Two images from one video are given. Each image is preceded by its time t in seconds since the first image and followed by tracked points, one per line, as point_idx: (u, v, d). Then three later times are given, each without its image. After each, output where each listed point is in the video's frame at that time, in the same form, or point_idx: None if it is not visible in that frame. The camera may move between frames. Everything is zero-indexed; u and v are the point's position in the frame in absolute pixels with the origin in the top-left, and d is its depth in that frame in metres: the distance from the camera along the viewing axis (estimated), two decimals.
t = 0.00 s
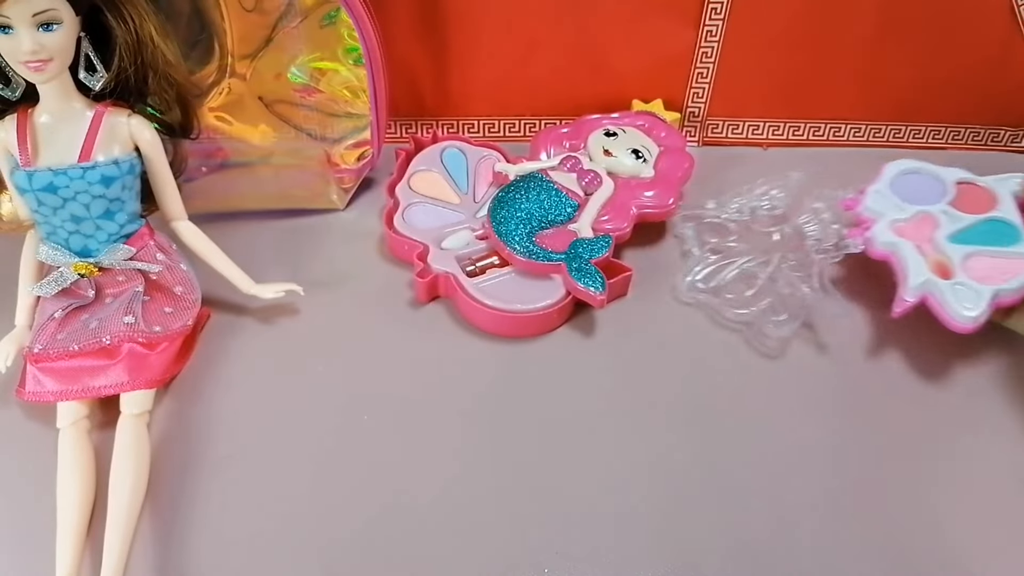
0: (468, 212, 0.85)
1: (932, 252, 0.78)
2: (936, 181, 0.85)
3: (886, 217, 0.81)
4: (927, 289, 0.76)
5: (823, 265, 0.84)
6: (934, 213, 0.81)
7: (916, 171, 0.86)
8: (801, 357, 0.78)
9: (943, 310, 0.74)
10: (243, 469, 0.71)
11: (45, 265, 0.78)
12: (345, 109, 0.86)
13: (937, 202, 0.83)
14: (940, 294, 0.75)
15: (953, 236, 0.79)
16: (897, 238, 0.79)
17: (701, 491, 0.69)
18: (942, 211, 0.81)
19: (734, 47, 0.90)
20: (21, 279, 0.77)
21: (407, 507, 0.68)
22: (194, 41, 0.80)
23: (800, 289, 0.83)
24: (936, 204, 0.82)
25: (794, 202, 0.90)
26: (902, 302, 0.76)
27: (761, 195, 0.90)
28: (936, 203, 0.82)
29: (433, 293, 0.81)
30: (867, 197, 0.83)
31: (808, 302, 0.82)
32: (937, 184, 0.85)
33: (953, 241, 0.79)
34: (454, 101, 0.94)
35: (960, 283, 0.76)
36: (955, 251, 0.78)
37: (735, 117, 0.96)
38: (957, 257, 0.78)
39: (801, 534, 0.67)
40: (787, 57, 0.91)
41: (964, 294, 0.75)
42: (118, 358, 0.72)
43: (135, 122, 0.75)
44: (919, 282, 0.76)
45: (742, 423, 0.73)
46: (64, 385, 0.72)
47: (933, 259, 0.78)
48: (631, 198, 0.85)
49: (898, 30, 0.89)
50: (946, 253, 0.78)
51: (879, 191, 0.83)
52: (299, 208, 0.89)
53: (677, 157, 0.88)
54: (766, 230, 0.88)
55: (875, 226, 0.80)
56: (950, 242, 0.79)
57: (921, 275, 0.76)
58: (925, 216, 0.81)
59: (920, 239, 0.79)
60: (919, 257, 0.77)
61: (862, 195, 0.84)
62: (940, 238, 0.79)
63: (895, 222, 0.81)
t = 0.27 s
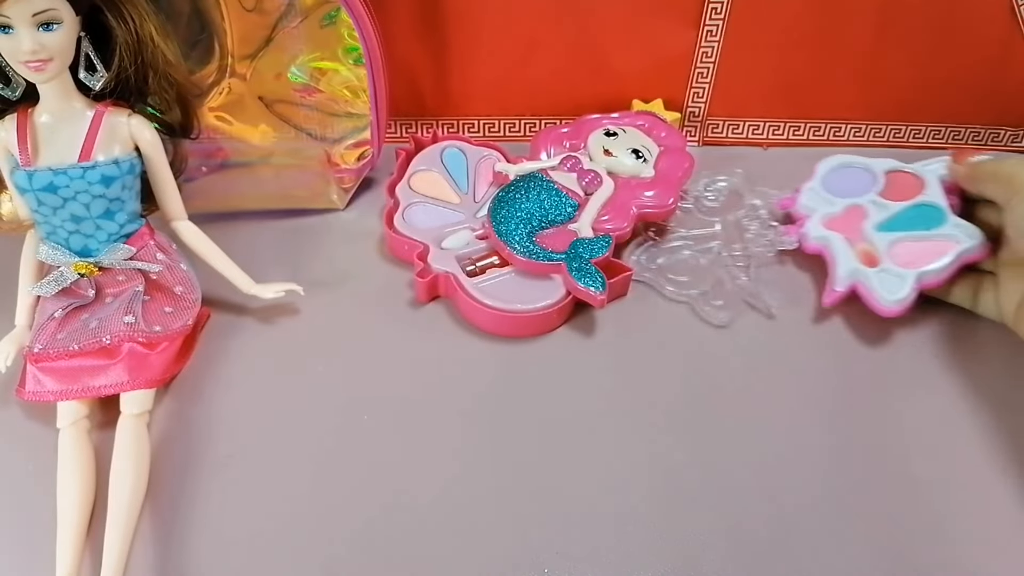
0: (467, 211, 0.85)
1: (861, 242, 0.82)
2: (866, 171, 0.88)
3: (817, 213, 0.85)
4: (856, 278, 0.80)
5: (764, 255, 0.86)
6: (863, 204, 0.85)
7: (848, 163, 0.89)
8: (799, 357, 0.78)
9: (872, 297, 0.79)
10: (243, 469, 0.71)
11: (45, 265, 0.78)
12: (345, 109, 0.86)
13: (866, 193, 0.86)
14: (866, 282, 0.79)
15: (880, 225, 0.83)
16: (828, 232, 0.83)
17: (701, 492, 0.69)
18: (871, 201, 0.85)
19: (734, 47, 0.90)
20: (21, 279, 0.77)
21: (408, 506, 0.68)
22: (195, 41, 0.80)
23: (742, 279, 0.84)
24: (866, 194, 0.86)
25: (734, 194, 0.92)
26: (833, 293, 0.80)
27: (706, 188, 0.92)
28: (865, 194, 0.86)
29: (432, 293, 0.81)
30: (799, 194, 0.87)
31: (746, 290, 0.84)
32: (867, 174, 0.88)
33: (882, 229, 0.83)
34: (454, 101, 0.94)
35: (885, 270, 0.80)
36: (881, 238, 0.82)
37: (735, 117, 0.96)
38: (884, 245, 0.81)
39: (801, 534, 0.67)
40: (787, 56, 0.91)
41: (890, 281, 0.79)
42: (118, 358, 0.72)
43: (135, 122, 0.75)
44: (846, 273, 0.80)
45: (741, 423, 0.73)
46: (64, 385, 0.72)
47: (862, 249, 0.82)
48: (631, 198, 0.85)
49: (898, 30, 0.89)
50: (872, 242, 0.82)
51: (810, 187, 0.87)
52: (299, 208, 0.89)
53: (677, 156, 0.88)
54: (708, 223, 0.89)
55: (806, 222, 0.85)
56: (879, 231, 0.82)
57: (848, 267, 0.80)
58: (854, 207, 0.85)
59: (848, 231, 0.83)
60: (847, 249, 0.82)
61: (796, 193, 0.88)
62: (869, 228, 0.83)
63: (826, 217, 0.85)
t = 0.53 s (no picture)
0: (467, 211, 0.85)
1: (813, 234, 0.83)
2: (819, 163, 0.89)
3: (772, 206, 0.86)
4: (809, 270, 0.81)
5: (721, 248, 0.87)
6: (815, 196, 0.86)
7: (801, 154, 0.90)
8: (798, 357, 0.78)
9: (824, 289, 0.80)
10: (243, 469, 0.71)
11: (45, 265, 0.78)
12: (346, 109, 0.86)
13: (818, 184, 0.87)
14: (818, 274, 0.81)
15: (832, 215, 0.84)
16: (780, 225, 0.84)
17: (701, 492, 0.69)
18: (823, 192, 0.86)
19: (734, 47, 0.90)
20: (21, 279, 0.78)
21: (407, 506, 0.68)
22: (195, 41, 0.80)
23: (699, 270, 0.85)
24: (818, 185, 0.87)
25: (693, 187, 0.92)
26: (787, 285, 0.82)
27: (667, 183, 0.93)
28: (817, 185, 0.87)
29: (432, 293, 0.81)
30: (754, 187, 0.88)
31: (703, 282, 0.84)
32: (819, 165, 0.89)
33: (833, 220, 0.84)
34: (454, 101, 0.94)
35: (837, 261, 0.81)
36: (832, 229, 0.83)
37: (736, 118, 0.96)
38: (836, 236, 0.82)
39: (801, 535, 0.67)
40: (787, 56, 0.91)
41: (842, 272, 0.80)
42: (118, 358, 0.72)
43: (135, 122, 0.75)
44: (800, 267, 0.81)
45: (741, 423, 0.73)
46: (64, 385, 0.72)
47: (814, 241, 0.83)
48: (631, 198, 0.85)
49: (898, 30, 0.89)
50: (824, 233, 0.83)
51: (765, 180, 0.88)
52: (299, 208, 0.89)
53: (677, 156, 0.88)
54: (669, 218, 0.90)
55: (761, 215, 0.86)
56: (831, 222, 0.84)
57: (801, 261, 0.82)
58: (807, 200, 0.86)
59: (800, 223, 0.85)
60: (800, 242, 0.83)
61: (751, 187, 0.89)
62: (820, 219, 0.84)
63: (780, 210, 0.86)
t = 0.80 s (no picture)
0: (467, 211, 0.85)
1: (791, 228, 0.84)
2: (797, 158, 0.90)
3: (752, 203, 0.87)
4: (787, 263, 0.82)
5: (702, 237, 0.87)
6: (793, 191, 0.86)
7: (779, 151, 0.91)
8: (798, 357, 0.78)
9: (802, 281, 0.81)
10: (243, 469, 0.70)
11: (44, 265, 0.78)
12: (346, 109, 0.86)
13: (797, 179, 0.88)
14: (796, 266, 0.81)
15: (810, 209, 0.85)
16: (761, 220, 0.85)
17: (701, 492, 0.69)
18: (801, 186, 0.86)
19: (734, 47, 0.90)
20: (21, 279, 0.77)
21: (407, 506, 0.68)
22: (195, 41, 0.80)
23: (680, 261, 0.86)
24: (797, 181, 0.87)
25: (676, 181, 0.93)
26: (767, 279, 0.83)
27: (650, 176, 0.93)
28: (795, 180, 0.88)
29: (432, 293, 0.81)
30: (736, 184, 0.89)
31: (684, 273, 0.85)
32: (797, 160, 0.90)
33: (810, 213, 0.84)
34: (454, 100, 0.94)
35: (815, 252, 0.82)
36: (809, 222, 0.83)
37: (736, 117, 0.96)
38: (813, 228, 0.83)
39: (801, 535, 0.67)
40: (787, 56, 0.91)
41: (820, 263, 0.81)
42: (117, 358, 0.72)
43: (135, 122, 0.75)
44: (779, 261, 0.82)
45: (741, 423, 0.73)
46: (63, 385, 0.72)
47: (793, 235, 0.84)
48: (631, 198, 0.85)
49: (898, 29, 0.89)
50: (802, 226, 0.83)
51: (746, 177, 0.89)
52: (299, 208, 0.89)
53: (677, 156, 0.88)
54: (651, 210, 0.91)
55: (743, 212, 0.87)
56: (808, 215, 0.84)
57: (780, 255, 0.82)
58: (785, 195, 0.87)
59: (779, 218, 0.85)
60: (778, 236, 0.84)
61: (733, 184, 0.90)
62: (798, 212, 0.84)
63: (761, 206, 0.87)
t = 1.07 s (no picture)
0: (467, 211, 0.85)
1: (791, 240, 0.85)
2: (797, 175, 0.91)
3: (753, 210, 0.87)
4: (786, 272, 0.83)
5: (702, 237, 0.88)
6: (794, 205, 0.87)
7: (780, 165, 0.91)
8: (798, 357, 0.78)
9: (801, 293, 0.81)
10: (243, 469, 0.70)
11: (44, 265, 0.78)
12: (346, 109, 0.86)
13: (798, 194, 0.88)
14: (796, 277, 0.82)
15: (810, 224, 0.85)
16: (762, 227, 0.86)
17: (701, 492, 0.69)
18: (802, 202, 0.87)
19: (734, 47, 0.90)
20: (21, 279, 0.77)
21: (407, 506, 0.68)
22: (195, 41, 0.80)
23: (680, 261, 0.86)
24: (798, 196, 0.88)
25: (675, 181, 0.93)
26: (766, 284, 0.83)
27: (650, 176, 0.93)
28: (796, 195, 0.88)
29: (432, 293, 0.81)
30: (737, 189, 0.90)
31: (684, 272, 0.85)
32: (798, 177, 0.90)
33: (811, 229, 0.85)
34: (454, 101, 0.94)
35: (814, 267, 0.82)
36: (810, 236, 0.84)
37: (736, 117, 0.96)
38: (813, 244, 0.84)
39: (801, 535, 0.67)
40: (787, 56, 0.91)
41: (819, 278, 0.82)
42: (117, 358, 0.72)
43: (135, 122, 0.75)
44: (779, 268, 0.83)
45: (740, 422, 0.73)
46: (63, 385, 0.72)
47: (793, 246, 0.84)
48: (631, 198, 0.85)
49: (898, 30, 0.89)
50: (802, 240, 0.84)
51: (747, 184, 0.90)
52: (298, 208, 0.89)
53: (677, 157, 0.88)
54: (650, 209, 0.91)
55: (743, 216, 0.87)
56: (809, 230, 0.85)
57: (781, 263, 0.83)
58: (786, 208, 0.87)
59: (779, 228, 0.86)
60: (779, 245, 0.84)
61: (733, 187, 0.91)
62: (799, 226, 0.85)
63: (761, 213, 0.87)
